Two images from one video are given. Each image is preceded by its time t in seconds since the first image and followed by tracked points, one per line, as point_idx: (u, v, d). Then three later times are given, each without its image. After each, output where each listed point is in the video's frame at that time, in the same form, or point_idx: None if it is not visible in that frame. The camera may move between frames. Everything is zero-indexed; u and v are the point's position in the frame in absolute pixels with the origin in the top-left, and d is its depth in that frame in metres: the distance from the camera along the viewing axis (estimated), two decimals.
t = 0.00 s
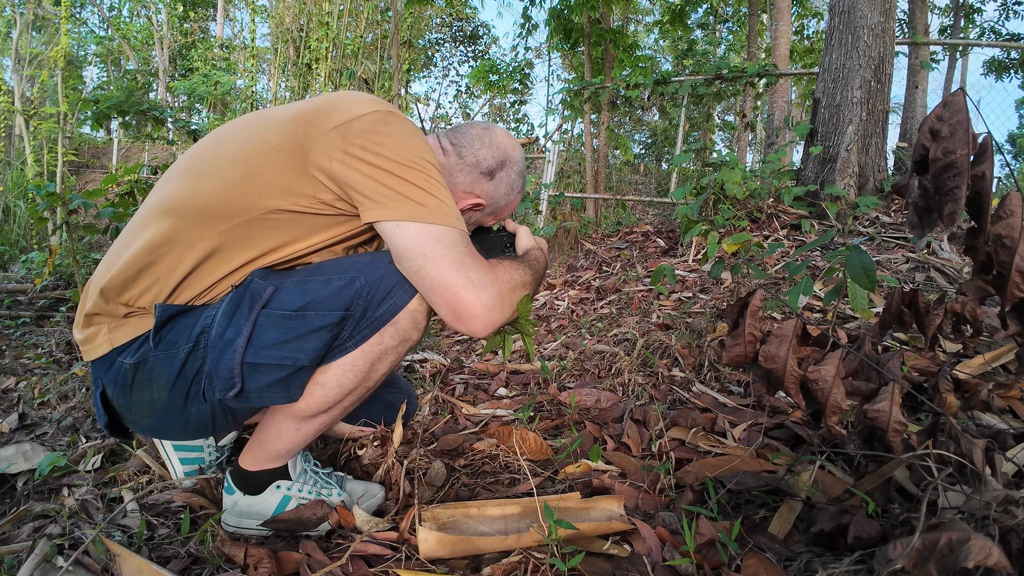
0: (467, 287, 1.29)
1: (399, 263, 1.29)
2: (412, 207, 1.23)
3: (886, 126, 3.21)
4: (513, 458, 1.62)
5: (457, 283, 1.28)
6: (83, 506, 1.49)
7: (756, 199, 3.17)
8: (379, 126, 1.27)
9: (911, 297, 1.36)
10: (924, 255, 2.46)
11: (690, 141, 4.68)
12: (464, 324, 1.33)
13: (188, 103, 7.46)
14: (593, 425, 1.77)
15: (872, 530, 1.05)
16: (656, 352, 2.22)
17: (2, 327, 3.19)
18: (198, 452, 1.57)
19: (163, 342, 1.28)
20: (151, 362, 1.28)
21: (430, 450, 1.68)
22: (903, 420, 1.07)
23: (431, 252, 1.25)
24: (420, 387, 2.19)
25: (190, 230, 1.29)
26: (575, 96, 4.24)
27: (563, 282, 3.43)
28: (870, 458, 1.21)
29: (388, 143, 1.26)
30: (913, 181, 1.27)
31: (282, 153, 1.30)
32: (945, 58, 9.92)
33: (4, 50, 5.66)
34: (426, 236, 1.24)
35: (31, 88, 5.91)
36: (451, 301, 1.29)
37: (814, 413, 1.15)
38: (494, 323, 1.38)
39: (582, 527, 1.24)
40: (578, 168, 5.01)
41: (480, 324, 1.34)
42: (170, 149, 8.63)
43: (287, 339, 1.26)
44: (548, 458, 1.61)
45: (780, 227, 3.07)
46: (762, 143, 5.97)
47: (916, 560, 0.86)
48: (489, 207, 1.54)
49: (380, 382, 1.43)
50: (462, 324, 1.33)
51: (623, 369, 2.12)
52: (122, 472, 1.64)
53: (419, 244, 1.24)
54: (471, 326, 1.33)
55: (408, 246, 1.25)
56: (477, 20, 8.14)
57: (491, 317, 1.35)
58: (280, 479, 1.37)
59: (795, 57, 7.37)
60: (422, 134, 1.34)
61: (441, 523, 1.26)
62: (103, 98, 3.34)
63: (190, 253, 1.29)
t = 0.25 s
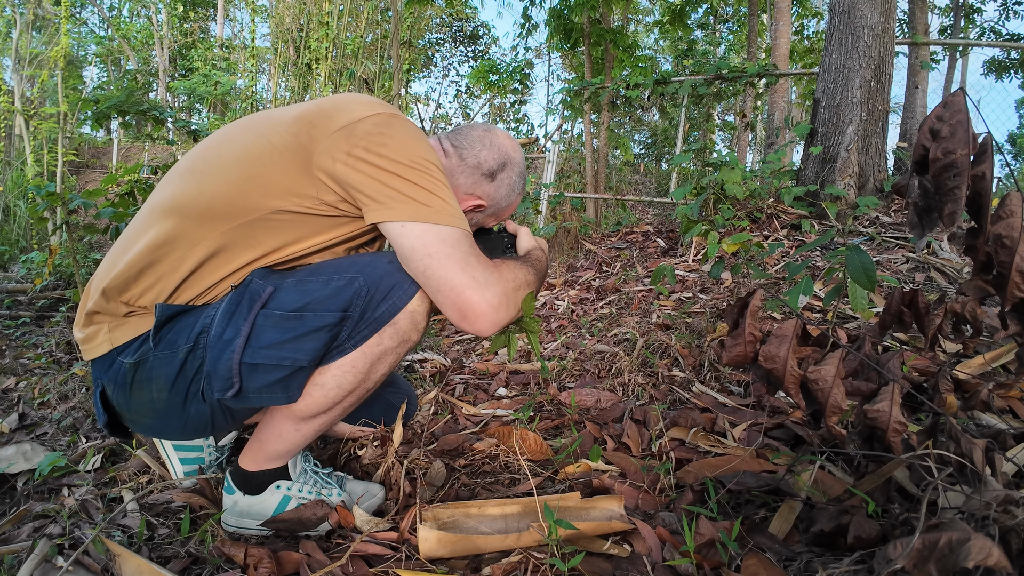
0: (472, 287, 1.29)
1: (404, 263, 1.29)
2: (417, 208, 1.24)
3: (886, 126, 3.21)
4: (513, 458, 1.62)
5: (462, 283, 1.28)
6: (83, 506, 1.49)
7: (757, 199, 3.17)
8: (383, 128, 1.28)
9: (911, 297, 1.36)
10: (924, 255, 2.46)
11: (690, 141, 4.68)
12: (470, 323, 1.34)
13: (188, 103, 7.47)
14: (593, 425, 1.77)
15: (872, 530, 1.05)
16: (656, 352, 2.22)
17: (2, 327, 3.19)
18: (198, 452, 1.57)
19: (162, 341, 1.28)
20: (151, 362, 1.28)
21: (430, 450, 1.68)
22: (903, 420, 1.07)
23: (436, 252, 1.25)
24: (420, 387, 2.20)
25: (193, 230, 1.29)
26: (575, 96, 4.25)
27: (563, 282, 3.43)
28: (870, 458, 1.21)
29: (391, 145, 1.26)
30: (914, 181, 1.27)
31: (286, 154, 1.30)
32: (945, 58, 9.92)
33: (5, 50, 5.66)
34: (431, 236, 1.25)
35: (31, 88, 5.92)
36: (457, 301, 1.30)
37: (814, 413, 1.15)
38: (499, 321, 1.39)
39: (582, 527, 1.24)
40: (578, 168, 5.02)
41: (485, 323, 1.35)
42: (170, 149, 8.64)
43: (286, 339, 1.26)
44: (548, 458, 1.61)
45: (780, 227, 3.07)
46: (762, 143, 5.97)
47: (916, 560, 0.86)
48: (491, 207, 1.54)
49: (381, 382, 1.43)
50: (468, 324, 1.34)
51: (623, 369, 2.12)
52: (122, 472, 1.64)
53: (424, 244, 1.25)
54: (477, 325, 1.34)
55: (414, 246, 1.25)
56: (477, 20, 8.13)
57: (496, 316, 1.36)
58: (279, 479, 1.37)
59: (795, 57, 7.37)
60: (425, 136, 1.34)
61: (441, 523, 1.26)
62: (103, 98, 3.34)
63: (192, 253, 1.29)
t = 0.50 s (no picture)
0: (476, 290, 1.30)
1: (409, 267, 1.30)
2: (422, 211, 1.24)
3: (886, 126, 3.21)
4: (513, 458, 1.62)
5: (466, 286, 1.29)
6: (83, 506, 1.49)
7: (757, 199, 3.17)
8: (388, 131, 1.28)
9: (911, 297, 1.36)
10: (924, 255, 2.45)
11: (690, 141, 4.68)
12: (473, 326, 1.34)
13: (189, 102, 7.48)
14: (593, 425, 1.77)
15: (872, 530, 1.05)
16: (656, 352, 2.22)
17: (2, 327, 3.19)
18: (198, 452, 1.57)
19: (162, 341, 1.28)
20: (151, 361, 1.28)
21: (430, 450, 1.68)
22: (903, 420, 1.07)
23: (441, 255, 1.26)
24: (420, 387, 2.20)
25: (197, 230, 1.29)
26: (575, 96, 4.25)
27: (563, 282, 3.43)
28: (869, 458, 1.21)
29: (397, 148, 1.27)
30: (913, 181, 1.27)
31: (291, 156, 1.30)
32: (945, 58, 9.93)
33: (4, 50, 5.66)
34: (436, 239, 1.25)
35: (31, 88, 5.92)
36: (461, 304, 1.30)
37: (813, 413, 1.15)
38: (503, 324, 1.39)
39: (582, 527, 1.24)
40: (578, 168, 5.02)
41: (488, 325, 1.35)
42: (171, 149, 8.64)
43: (286, 339, 1.26)
44: (548, 458, 1.61)
45: (780, 227, 3.07)
46: (762, 143, 5.97)
47: (916, 560, 0.86)
48: (493, 210, 1.54)
49: (381, 382, 1.43)
50: (472, 326, 1.34)
51: (623, 369, 2.12)
52: (122, 472, 1.64)
53: (429, 247, 1.25)
54: (480, 328, 1.34)
55: (419, 249, 1.26)
56: (477, 20, 8.13)
57: (499, 318, 1.36)
58: (279, 479, 1.37)
59: (795, 57, 7.38)
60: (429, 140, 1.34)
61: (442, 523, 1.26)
62: (103, 98, 3.33)
63: (196, 253, 1.30)
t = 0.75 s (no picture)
0: (475, 295, 1.31)
1: (410, 270, 1.31)
2: (425, 215, 1.26)
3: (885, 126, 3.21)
4: (513, 458, 1.62)
5: (466, 291, 1.30)
6: (83, 506, 1.49)
7: (756, 199, 3.17)
8: (393, 135, 1.30)
9: (911, 297, 1.36)
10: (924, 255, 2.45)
11: (690, 141, 4.68)
12: (472, 330, 1.35)
13: (189, 103, 7.48)
14: (593, 425, 1.77)
15: (871, 530, 1.05)
16: (656, 352, 2.22)
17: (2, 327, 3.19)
18: (198, 452, 1.57)
19: (164, 339, 1.28)
20: (153, 359, 1.28)
21: (430, 450, 1.68)
22: (902, 420, 1.07)
23: (442, 259, 1.27)
24: (420, 387, 2.20)
25: (200, 231, 1.29)
26: (575, 96, 4.25)
27: (563, 282, 3.43)
28: (869, 458, 1.21)
29: (402, 153, 1.28)
30: (913, 181, 1.27)
31: (296, 158, 1.31)
32: (945, 58, 9.93)
33: (4, 50, 5.66)
34: (438, 243, 1.26)
35: (31, 88, 5.92)
36: (460, 309, 1.31)
37: (814, 413, 1.15)
38: (501, 329, 1.40)
39: (582, 527, 1.24)
40: (577, 168, 5.02)
41: (487, 330, 1.36)
42: (171, 149, 8.64)
43: (289, 338, 1.26)
44: (548, 458, 1.61)
45: (780, 227, 3.07)
46: (762, 143, 5.97)
47: (916, 560, 0.86)
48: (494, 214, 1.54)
49: (382, 382, 1.43)
50: (470, 330, 1.35)
51: (623, 369, 2.12)
52: (122, 472, 1.64)
53: (431, 251, 1.26)
54: (478, 333, 1.35)
55: (421, 252, 1.27)
56: (477, 20, 8.13)
57: (498, 324, 1.37)
58: (279, 479, 1.37)
59: (795, 57, 7.38)
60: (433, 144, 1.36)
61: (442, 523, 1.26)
62: (103, 98, 3.33)
63: (199, 252, 1.30)
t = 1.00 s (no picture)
0: (477, 298, 1.32)
1: (411, 272, 1.32)
2: (429, 217, 1.26)
3: (885, 126, 3.21)
4: (513, 458, 1.62)
5: (467, 294, 1.31)
6: (83, 505, 1.49)
7: (756, 199, 3.17)
8: (398, 139, 1.30)
9: (911, 297, 1.36)
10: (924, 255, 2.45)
11: (690, 141, 4.68)
12: (473, 332, 1.36)
13: (189, 102, 7.49)
14: (593, 425, 1.77)
15: (872, 530, 1.05)
16: (656, 352, 2.22)
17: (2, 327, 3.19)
18: (198, 452, 1.57)
19: (167, 338, 1.28)
20: (155, 358, 1.28)
21: (430, 450, 1.68)
22: (903, 420, 1.07)
23: (445, 262, 1.28)
24: (420, 387, 2.20)
25: (204, 231, 1.29)
26: (575, 96, 4.25)
27: (563, 282, 3.43)
28: (869, 458, 1.21)
29: (406, 156, 1.28)
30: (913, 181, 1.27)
31: (299, 159, 1.31)
32: (945, 58, 9.93)
33: (5, 50, 5.66)
34: (441, 245, 1.27)
35: (31, 88, 5.92)
36: (462, 311, 1.32)
37: (813, 413, 1.15)
38: (502, 332, 1.40)
39: (582, 527, 1.24)
40: (577, 168, 5.02)
41: (487, 332, 1.37)
42: (171, 149, 8.63)
43: (292, 337, 1.26)
44: (548, 458, 1.61)
45: (780, 227, 3.07)
46: (762, 143, 5.97)
47: (916, 560, 0.86)
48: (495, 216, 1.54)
49: (383, 382, 1.43)
50: (471, 332, 1.36)
51: (623, 369, 2.12)
52: (122, 471, 1.64)
53: (434, 253, 1.27)
54: (479, 335, 1.36)
55: (424, 254, 1.27)
56: (477, 20, 8.13)
57: (498, 326, 1.38)
58: (280, 479, 1.37)
59: (795, 57, 7.38)
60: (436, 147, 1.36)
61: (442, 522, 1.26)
62: (103, 98, 3.33)
63: (203, 252, 1.30)
